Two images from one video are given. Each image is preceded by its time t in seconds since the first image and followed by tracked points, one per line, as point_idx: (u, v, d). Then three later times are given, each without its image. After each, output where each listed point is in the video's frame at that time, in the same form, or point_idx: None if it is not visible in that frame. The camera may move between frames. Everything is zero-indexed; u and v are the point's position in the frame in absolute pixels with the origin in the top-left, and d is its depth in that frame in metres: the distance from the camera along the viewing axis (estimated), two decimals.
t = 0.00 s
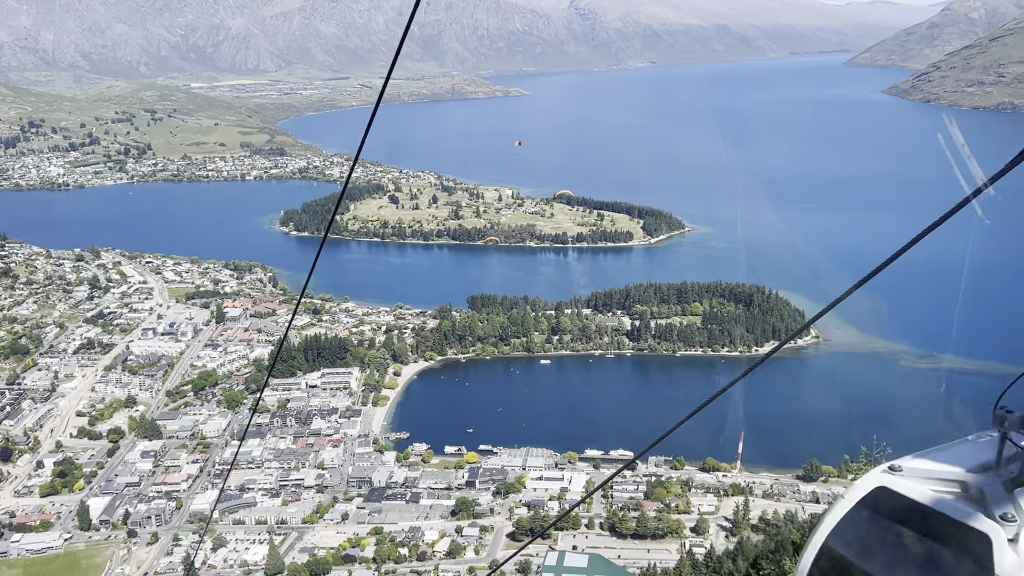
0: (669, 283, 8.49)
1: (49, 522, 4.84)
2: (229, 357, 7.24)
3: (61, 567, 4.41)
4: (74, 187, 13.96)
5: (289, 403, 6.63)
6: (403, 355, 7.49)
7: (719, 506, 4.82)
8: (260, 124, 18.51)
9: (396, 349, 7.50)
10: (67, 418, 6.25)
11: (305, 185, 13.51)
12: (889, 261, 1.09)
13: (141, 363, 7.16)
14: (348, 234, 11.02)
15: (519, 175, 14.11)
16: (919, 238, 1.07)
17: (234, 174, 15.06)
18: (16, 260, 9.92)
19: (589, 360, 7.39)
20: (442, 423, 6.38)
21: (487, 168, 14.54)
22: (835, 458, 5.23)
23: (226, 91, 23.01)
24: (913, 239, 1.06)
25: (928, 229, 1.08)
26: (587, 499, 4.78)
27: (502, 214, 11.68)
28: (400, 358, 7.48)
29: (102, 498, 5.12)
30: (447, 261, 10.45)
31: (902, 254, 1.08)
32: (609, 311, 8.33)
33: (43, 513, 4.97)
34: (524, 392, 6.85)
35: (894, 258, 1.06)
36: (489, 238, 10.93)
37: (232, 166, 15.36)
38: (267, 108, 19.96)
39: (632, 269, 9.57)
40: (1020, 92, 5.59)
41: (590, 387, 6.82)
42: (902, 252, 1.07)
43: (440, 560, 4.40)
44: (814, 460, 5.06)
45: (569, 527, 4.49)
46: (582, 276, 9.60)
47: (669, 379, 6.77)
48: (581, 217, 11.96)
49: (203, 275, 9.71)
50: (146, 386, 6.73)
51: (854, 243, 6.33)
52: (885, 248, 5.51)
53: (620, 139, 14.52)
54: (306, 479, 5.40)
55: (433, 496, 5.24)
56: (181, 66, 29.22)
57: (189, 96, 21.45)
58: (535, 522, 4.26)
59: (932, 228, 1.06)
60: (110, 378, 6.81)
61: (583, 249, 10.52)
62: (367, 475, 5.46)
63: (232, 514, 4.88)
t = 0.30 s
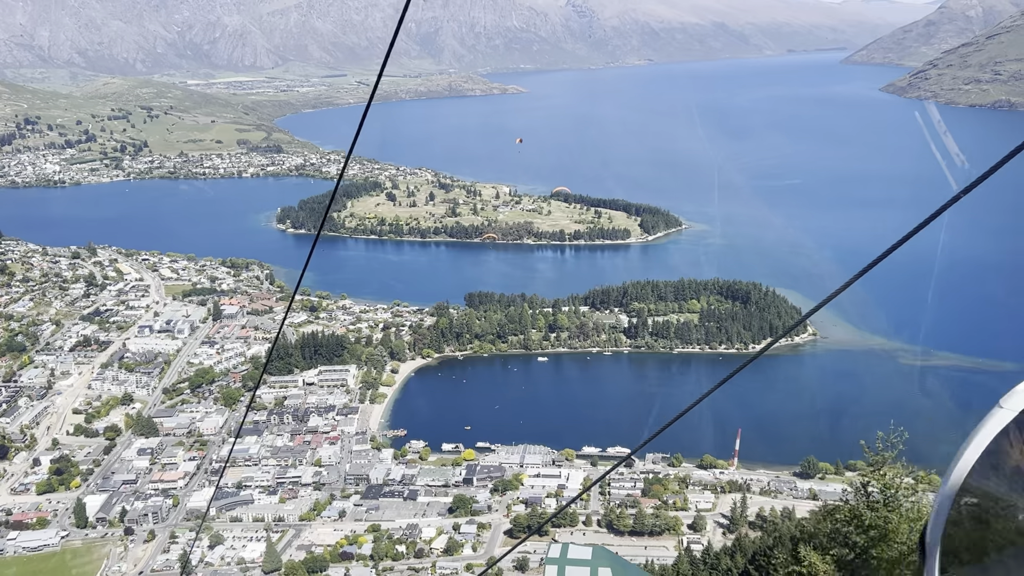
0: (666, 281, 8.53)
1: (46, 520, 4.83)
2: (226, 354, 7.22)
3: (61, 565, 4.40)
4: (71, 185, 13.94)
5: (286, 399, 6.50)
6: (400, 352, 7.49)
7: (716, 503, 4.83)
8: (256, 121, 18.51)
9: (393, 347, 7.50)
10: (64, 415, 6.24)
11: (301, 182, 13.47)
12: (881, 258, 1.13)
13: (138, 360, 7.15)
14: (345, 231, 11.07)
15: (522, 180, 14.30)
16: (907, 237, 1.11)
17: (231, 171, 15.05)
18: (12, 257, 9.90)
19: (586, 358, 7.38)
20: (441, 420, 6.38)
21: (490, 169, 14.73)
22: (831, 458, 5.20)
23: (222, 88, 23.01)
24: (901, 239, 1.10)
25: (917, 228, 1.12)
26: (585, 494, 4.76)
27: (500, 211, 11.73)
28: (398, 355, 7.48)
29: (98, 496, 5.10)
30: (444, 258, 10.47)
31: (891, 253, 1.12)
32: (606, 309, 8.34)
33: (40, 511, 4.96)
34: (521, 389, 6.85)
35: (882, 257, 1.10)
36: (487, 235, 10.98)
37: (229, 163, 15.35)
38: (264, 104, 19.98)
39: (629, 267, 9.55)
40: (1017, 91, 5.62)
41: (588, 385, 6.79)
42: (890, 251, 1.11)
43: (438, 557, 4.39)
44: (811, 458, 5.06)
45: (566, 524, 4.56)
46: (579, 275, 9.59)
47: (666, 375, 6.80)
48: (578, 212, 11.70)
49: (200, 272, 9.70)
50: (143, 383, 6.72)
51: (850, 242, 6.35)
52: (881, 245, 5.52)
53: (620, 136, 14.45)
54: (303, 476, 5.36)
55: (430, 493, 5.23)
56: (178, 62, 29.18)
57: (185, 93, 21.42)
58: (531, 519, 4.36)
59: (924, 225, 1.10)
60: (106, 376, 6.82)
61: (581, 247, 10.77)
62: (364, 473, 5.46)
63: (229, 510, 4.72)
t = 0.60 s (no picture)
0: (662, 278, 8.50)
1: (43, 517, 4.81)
2: (223, 352, 7.22)
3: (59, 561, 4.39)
4: (67, 182, 13.91)
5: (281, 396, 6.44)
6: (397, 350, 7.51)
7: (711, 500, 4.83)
8: (252, 119, 18.51)
9: (390, 344, 7.52)
10: (61, 412, 6.23)
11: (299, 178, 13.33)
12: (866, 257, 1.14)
13: (134, 358, 7.15)
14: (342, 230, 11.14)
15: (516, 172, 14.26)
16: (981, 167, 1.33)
17: (227, 168, 15.04)
18: (8, 255, 9.88)
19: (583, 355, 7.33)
20: (438, 419, 6.39)
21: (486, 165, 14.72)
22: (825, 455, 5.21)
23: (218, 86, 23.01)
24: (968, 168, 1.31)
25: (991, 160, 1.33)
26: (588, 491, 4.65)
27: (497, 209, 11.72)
28: (395, 353, 7.50)
29: (94, 493, 5.09)
30: (441, 256, 10.48)
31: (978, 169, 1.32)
32: (603, 307, 8.34)
33: (36, 508, 4.95)
34: (517, 386, 6.85)
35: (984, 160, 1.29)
36: (484, 233, 10.93)
37: (225, 160, 15.33)
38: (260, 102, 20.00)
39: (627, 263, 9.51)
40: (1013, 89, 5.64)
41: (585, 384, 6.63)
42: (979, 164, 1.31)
43: (435, 554, 4.39)
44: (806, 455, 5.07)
45: (566, 522, 4.34)
46: (575, 272, 9.59)
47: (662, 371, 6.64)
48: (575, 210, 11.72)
49: (197, 269, 9.68)
50: (140, 380, 6.71)
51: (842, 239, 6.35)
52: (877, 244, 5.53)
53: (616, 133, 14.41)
54: (300, 473, 5.38)
55: (427, 491, 5.25)
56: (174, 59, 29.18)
57: (182, 90, 21.40)
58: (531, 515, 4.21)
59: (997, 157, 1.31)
60: (103, 373, 6.81)
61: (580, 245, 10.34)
62: (362, 470, 5.50)
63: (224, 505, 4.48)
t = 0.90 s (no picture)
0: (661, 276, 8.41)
1: (39, 514, 4.77)
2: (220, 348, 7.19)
3: (54, 558, 4.35)
4: (64, 178, 13.85)
5: (280, 394, 6.61)
6: (394, 347, 7.45)
7: (710, 497, 4.76)
8: (250, 116, 18.45)
9: (388, 341, 7.47)
10: (58, 408, 6.20)
11: (295, 177, 13.53)
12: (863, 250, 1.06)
13: (131, 355, 7.12)
14: (340, 228, 11.12)
15: (513, 166, 14.16)
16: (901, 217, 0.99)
17: (225, 165, 15.00)
18: (5, 251, 9.85)
19: (581, 353, 7.35)
20: (436, 417, 6.29)
21: (483, 160, 14.63)
22: (823, 453, 5.16)
23: (216, 84, 22.95)
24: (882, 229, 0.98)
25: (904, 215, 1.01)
26: (580, 490, 4.87)
27: (495, 206, 11.66)
28: (392, 350, 7.45)
29: (91, 489, 5.06)
30: (439, 252, 10.39)
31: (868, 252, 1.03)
32: (601, 304, 8.18)
33: (32, 504, 4.91)
34: (516, 385, 6.81)
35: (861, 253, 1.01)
36: (482, 229, 10.78)
37: (222, 157, 15.28)
38: (258, 100, 19.96)
39: (627, 262, 9.49)
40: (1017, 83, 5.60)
41: (583, 380, 6.78)
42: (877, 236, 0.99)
43: (433, 552, 4.35)
44: (804, 452, 5.02)
45: (560, 518, 4.48)
46: (574, 270, 9.53)
47: (659, 369, 6.84)
48: (573, 206, 11.49)
49: (194, 266, 9.63)
50: (137, 377, 6.67)
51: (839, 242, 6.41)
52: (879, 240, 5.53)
53: (614, 131, 14.36)
54: (298, 471, 5.36)
55: (425, 488, 5.18)
56: (172, 57, 29.14)
57: (180, 88, 21.36)
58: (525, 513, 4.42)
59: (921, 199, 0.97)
60: (100, 369, 6.77)
61: (577, 242, 10.49)
62: (359, 467, 5.39)
63: (223, 505, 4.87)
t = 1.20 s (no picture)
0: (659, 275, 8.32)
1: (36, 511, 4.76)
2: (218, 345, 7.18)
3: (50, 556, 4.34)
4: (61, 176, 13.81)
5: (278, 392, 6.61)
6: (392, 344, 7.42)
7: (708, 496, 4.75)
8: (248, 113, 18.40)
9: (385, 339, 7.43)
10: (55, 406, 6.18)
11: (293, 175, 13.52)
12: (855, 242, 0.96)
13: (129, 352, 7.11)
14: (338, 225, 11.11)
15: (510, 164, 14.14)
16: (885, 222, 0.88)
17: (223, 163, 14.97)
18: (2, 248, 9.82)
19: (579, 352, 7.35)
20: (432, 416, 6.26)
21: (479, 158, 14.62)
22: (821, 451, 5.16)
23: (214, 81, 22.89)
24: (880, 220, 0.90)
25: (890, 215, 0.89)
26: (578, 488, 4.87)
27: (493, 204, 11.65)
28: (390, 348, 7.42)
29: (89, 486, 5.05)
30: (437, 250, 10.32)
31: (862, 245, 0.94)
32: (598, 303, 8.09)
33: (29, 502, 4.90)
34: (514, 384, 6.78)
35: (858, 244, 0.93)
36: (480, 227, 10.76)
37: (220, 154, 15.24)
38: (256, 97, 19.93)
39: (624, 259, 9.45)
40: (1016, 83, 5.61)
41: (581, 378, 6.77)
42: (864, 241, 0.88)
43: (430, 550, 4.34)
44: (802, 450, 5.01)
45: (558, 516, 4.48)
46: (572, 268, 9.48)
47: (658, 368, 6.84)
48: (571, 204, 11.47)
49: (192, 264, 9.62)
50: (134, 374, 6.66)
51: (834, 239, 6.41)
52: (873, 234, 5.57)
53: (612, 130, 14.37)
54: (295, 469, 5.35)
55: (423, 485, 5.16)
56: (169, 54, 29.07)
57: (178, 85, 21.30)
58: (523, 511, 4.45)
59: (906, 207, 0.85)
60: (97, 367, 6.74)
61: (575, 241, 10.41)
62: (356, 465, 5.37)
63: (220, 503, 4.87)
